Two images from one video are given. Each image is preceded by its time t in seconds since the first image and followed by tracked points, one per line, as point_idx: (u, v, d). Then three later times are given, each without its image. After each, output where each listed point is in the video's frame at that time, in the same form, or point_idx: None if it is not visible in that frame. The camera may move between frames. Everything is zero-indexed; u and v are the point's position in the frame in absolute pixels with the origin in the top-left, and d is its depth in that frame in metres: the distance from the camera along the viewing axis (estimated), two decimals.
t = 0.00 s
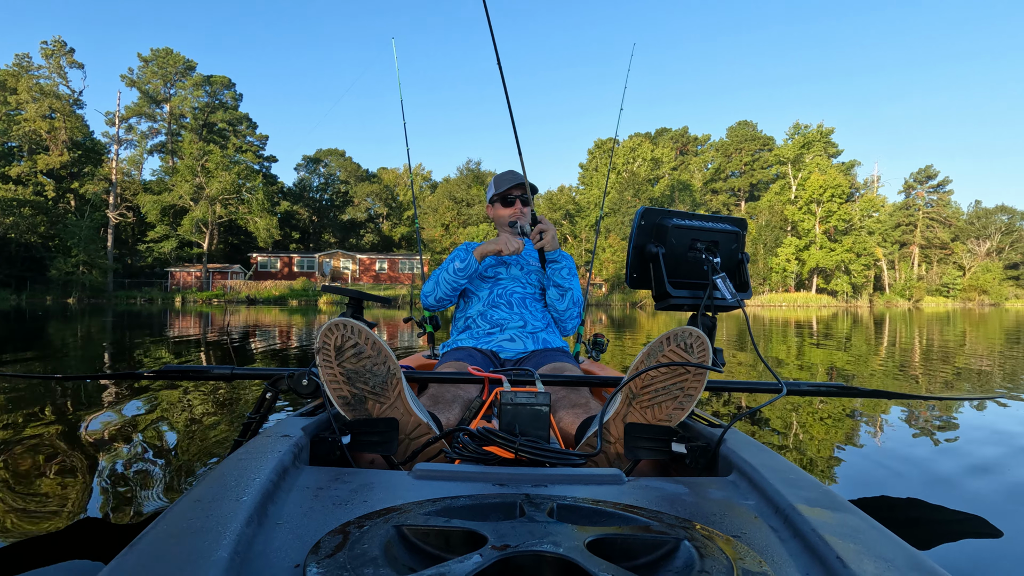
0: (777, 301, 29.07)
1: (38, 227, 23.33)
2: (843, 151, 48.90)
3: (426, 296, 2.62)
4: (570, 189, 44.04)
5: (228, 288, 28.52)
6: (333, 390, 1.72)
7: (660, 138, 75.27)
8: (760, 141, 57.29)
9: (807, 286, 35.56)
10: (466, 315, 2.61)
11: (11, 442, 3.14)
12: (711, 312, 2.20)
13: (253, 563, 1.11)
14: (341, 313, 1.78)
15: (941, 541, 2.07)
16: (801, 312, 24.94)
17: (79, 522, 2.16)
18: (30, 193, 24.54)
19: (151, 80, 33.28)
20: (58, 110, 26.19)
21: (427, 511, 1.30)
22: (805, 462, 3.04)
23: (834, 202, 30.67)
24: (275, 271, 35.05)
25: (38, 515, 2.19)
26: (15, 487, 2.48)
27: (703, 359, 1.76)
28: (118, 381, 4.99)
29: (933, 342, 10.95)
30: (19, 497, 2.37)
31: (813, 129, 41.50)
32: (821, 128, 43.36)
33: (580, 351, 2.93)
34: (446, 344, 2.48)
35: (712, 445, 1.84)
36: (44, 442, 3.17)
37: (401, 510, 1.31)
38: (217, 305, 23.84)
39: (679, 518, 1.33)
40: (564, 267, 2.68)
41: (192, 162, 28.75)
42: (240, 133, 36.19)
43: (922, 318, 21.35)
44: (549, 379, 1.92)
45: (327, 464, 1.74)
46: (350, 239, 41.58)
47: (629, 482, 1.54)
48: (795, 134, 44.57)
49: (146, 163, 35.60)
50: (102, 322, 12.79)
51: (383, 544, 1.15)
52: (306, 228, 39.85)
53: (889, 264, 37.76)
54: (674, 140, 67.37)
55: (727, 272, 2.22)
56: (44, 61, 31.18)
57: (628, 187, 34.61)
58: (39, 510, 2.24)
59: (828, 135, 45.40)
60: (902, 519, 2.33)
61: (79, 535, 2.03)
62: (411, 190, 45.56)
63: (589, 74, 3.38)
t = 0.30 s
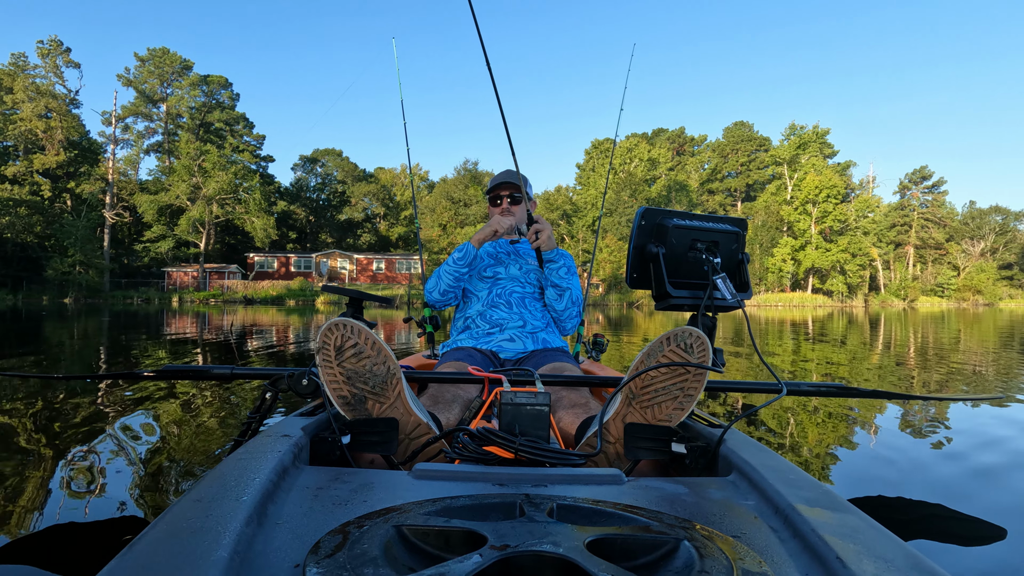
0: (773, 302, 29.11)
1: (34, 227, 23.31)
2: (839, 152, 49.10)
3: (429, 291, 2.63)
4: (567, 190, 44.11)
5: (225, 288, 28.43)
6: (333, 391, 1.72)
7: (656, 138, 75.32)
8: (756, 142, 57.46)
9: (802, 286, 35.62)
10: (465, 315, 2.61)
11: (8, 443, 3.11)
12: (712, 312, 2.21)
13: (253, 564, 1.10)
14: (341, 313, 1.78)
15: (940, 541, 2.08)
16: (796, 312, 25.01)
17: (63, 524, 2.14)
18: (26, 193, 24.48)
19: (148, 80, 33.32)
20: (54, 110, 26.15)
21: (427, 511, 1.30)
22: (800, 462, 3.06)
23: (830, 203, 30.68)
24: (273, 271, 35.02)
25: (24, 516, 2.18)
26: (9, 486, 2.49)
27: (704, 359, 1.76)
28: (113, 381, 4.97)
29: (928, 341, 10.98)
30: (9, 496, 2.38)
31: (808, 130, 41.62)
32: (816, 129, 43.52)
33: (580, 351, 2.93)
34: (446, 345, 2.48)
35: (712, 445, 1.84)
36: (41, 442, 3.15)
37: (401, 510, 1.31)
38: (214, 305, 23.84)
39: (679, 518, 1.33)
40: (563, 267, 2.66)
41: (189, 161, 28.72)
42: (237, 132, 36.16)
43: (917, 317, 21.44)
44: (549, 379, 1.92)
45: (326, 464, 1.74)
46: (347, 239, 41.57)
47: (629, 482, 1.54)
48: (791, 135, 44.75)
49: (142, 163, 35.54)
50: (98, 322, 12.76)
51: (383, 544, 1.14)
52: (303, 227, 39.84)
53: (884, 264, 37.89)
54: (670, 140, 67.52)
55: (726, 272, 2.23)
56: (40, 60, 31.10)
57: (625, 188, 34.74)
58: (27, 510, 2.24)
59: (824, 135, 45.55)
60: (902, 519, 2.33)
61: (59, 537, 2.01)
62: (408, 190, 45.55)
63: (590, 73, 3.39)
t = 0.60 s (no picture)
0: (770, 302, 29.13)
1: (33, 228, 23.33)
2: (836, 153, 49.20)
3: (431, 290, 2.62)
4: (566, 190, 44.17)
5: (225, 289, 28.40)
6: (334, 392, 1.72)
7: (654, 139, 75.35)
8: (754, 143, 57.59)
9: (800, 286, 35.67)
10: (465, 315, 2.61)
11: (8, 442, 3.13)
12: (711, 311, 2.21)
13: (257, 565, 1.11)
14: (341, 314, 1.78)
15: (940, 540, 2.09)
16: (794, 312, 25.05)
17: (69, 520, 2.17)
18: (26, 194, 24.49)
19: (146, 81, 33.38)
20: (53, 111, 26.15)
21: (428, 511, 1.30)
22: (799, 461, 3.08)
23: (827, 204, 30.66)
24: (271, 272, 35.05)
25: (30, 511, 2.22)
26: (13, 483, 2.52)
27: (704, 358, 1.76)
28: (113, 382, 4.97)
29: (925, 341, 11.01)
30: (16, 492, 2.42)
31: (806, 130, 41.70)
32: (814, 130, 43.57)
33: (580, 351, 2.93)
34: (447, 344, 2.47)
35: (712, 444, 1.85)
36: (42, 442, 3.16)
37: (402, 510, 1.31)
38: (213, 306, 23.86)
39: (680, 518, 1.33)
40: (566, 267, 2.66)
41: (188, 162, 28.73)
42: (236, 133, 36.17)
43: (914, 318, 21.44)
44: (550, 379, 1.92)
45: (328, 465, 1.73)
46: (345, 240, 41.60)
47: (630, 481, 1.54)
48: (789, 136, 44.80)
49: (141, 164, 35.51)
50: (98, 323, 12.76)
51: (385, 544, 1.14)
52: (301, 228, 39.87)
53: (882, 264, 37.93)
54: (669, 141, 67.62)
55: (727, 270, 2.22)
56: (39, 61, 31.10)
57: (623, 189, 34.86)
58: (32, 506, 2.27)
59: (822, 136, 45.59)
60: (901, 519, 2.34)
61: (62, 534, 2.04)
62: (407, 191, 45.57)
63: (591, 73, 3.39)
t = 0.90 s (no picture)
0: (768, 302, 29.21)
1: (32, 228, 23.31)
2: (834, 154, 49.34)
3: (434, 290, 2.61)
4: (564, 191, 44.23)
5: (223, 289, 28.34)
6: (332, 390, 1.72)
7: (652, 140, 75.43)
8: (751, 143, 57.71)
9: (797, 286, 35.73)
10: (466, 314, 2.60)
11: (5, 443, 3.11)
12: (711, 313, 2.21)
13: (253, 562, 1.11)
14: (341, 313, 1.78)
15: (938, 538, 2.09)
16: (791, 312, 25.09)
17: (67, 521, 2.17)
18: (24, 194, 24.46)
19: (145, 81, 33.37)
20: (51, 111, 26.12)
21: (425, 511, 1.29)
22: (796, 462, 3.08)
23: (824, 205, 30.74)
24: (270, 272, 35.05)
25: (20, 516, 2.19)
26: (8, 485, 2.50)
27: (703, 360, 1.77)
28: (111, 382, 4.97)
29: (921, 341, 11.05)
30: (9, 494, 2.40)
31: (803, 131, 41.79)
32: (811, 130, 43.68)
33: (579, 352, 2.93)
34: (448, 344, 2.48)
35: (710, 446, 1.85)
36: (41, 442, 3.17)
37: (399, 510, 1.31)
38: (212, 306, 23.86)
39: (677, 519, 1.33)
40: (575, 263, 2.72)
41: (187, 162, 28.71)
42: (234, 133, 36.17)
43: (911, 318, 21.48)
44: (549, 379, 1.92)
45: (326, 463, 1.73)
46: (344, 240, 41.62)
47: (627, 483, 1.54)
48: (786, 137, 44.90)
49: (139, 164, 35.47)
50: (96, 324, 12.73)
51: (381, 543, 1.14)
52: (299, 228, 39.88)
53: (879, 265, 38.01)
54: (667, 142, 67.74)
55: (727, 273, 2.22)
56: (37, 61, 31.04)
57: (621, 189, 34.94)
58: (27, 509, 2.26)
59: (819, 137, 45.71)
60: (899, 515, 2.34)
61: (52, 540, 2.00)
62: (405, 191, 45.61)
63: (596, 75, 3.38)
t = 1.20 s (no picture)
0: (765, 301, 29.23)
1: (30, 225, 23.22)
2: (831, 153, 49.39)
3: (435, 288, 2.60)
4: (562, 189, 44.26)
5: (221, 287, 28.25)
6: (331, 386, 1.71)
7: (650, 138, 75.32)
8: (749, 142, 57.76)
9: (794, 285, 35.79)
10: (465, 313, 2.59)
11: None
12: (711, 318, 2.21)
13: (248, 557, 1.10)
14: (341, 309, 1.78)
15: (935, 535, 2.07)
16: (788, 310, 25.13)
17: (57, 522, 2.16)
18: (21, 191, 24.35)
19: (142, 78, 33.27)
20: (48, 108, 26.01)
21: (421, 510, 1.29)
22: (793, 456, 3.07)
23: (822, 203, 30.79)
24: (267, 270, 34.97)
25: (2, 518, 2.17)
26: None
27: (701, 364, 1.77)
28: (107, 379, 4.95)
29: (916, 339, 11.09)
30: None
31: (800, 130, 41.85)
32: (808, 130, 43.73)
33: (579, 353, 2.92)
34: (446, 342, 2.47)
35: (707, 450, 1.85)
36: (38, 439, 3.16)
37: (395, 508, 1.30)
38: (209, 304, 23.79)
39: (673, 522, 1.33)
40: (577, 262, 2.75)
41: (185, 160, 28.63)
42: (232, 131, 36.06)
43: (908, 316, 21.51)
44: (548, 380, 1.92)
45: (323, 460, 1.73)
46: (342, 237, 41.56)
47: (624, 485, 1.54)
48: (784, 136, 44.95)
49: (136, 161, 35.33)
50: (93, 322, 12.60)
51: (377, 540, 1.14)
52: (297, 226, 39.83)
53: (875, 264, 38.11)
54: (665, 140, 67.78)
55: (728, 277, 2.21)
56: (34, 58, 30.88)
57: (620, 188, 34.94)
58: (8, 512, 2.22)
59: (816, 137, 45.80)
60: (894, 511, 2.32)
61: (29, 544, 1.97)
62: (403, 189, 45.56)
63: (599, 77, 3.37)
